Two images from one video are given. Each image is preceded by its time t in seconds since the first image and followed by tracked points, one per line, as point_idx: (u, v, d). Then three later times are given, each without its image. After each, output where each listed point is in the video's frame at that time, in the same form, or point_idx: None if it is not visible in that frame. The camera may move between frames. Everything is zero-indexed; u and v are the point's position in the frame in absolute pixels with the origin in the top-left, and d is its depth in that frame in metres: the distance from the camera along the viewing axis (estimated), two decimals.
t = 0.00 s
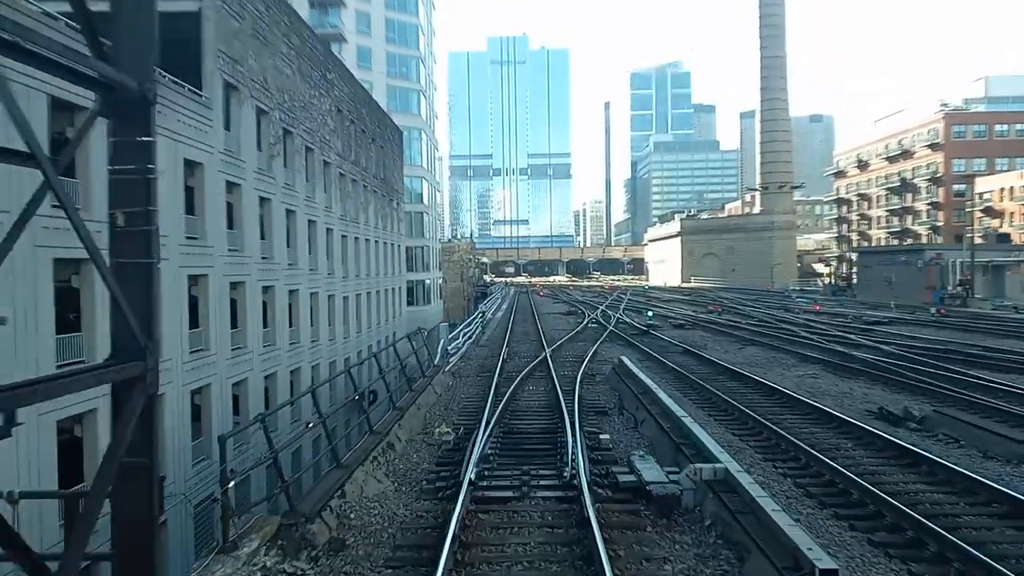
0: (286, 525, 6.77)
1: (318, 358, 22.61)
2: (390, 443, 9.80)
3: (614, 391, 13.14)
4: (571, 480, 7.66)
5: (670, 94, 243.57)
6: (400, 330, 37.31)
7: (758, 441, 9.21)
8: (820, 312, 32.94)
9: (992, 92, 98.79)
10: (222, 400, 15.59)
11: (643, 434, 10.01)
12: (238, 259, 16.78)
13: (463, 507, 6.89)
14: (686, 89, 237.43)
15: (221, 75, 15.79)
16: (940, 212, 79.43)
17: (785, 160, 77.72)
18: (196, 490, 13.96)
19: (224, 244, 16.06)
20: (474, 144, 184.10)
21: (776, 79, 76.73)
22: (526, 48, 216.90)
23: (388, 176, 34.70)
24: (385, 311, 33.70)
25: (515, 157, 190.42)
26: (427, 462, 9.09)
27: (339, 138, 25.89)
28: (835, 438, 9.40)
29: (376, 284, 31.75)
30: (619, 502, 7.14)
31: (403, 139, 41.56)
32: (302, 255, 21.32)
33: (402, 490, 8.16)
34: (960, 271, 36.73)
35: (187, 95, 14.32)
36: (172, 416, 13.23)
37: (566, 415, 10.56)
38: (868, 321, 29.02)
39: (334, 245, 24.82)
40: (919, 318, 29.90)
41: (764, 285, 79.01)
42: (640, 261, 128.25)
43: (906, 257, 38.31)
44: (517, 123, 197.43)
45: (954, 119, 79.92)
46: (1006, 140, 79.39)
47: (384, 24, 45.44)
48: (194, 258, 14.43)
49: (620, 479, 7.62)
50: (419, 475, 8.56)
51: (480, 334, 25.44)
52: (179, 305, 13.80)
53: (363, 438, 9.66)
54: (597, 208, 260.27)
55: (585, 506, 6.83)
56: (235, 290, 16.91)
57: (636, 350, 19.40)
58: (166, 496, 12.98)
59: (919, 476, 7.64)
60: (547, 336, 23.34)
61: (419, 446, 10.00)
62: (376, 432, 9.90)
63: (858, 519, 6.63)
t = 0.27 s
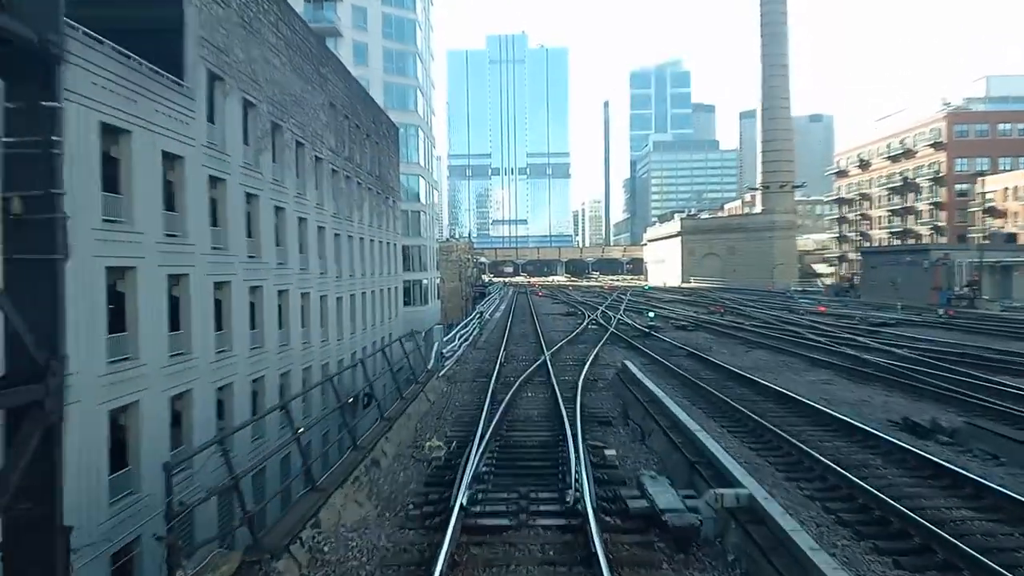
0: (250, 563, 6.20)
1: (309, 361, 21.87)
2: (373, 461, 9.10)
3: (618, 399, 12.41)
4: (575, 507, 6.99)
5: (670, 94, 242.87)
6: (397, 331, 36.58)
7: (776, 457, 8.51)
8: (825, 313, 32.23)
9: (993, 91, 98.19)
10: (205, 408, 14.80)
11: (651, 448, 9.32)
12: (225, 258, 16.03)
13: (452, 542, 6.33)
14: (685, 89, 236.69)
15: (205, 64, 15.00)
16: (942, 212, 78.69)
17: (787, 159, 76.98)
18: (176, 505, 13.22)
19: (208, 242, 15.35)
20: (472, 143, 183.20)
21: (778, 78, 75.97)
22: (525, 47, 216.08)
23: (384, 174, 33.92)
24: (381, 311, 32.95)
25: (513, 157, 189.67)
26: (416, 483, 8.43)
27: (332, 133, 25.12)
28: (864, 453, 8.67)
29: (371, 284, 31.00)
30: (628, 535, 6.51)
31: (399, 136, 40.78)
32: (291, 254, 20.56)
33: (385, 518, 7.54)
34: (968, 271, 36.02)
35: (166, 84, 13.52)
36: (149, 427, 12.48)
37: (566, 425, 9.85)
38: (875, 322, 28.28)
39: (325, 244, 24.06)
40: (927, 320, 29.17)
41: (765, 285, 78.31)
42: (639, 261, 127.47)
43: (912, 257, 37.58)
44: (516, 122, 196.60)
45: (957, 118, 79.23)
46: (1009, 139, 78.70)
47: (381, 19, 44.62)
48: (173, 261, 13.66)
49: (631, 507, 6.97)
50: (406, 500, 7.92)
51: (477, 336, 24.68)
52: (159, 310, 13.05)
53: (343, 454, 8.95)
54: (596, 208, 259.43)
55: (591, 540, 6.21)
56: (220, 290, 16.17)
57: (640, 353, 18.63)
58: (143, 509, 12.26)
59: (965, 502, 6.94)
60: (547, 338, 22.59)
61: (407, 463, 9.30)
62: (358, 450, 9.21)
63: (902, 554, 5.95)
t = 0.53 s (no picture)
0: None
1: (301, 364, 21.16)
2: (358, 480, 8.41)
3: (623, 408, 11.72)
4: (582, 538, 6.30)
5: (670, 94, 242.20)
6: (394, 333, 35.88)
7: (801, 476, 7.82)
8: (832, 315, 31.52)
9: (994, 90, 97.55)
10: (186, 415, 14.08)
11: (663, 465, 8.64)
12: (209, 257, 15.32)
13: None
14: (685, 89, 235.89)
15: (188, 53, 14.29)
16: (943, 212, 78.00)
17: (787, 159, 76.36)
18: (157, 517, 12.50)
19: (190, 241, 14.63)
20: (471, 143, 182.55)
21: (779, 77, 75.34)
22: (524, 47, 215.37)
23: (381, 173, 33.20)
24: (377, 312, 32.24)
25: (513, 157, 189.03)
26: (405, 506, 7.74)
27: (326, 130, 24.42)
28: (896, 470, 7.99)
29: (367, 284, 30.29)
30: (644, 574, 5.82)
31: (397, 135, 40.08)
32: (281, 253, 19.86)
33: (372, 547, 6.86)
34: (977, 272, 35.32)
35: (146, 74, 12.78)
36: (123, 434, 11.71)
37: (569, 437, 9.16)
38: (883, 324, 27.57)
39: (318, 243, 23.34)
40: (936, 321, 28.44)
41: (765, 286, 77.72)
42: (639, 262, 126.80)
43: (919, 257, 36.87)
44: (515, 122, 196.02)
45: (958, 117, 78.54)
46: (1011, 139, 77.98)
47: (378, 15, 43.95)
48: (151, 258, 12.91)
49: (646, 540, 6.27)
50: (393, 527, 7.23)
51: (475, 339, 23.96)
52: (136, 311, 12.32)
53: (325, 472, 8.25)
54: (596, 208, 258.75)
55: None
56: (204, 291, 15.46)
57: (643, 355, 17.92)
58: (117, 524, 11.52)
59: (1018, 530, 6.27)
60: (546, 340, 21.88)
61: (396, 481, 8.61)
62: (342, 467, 8.50)
63: None
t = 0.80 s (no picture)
0: None
1: (292, 368, 20.40)
2: (339, 503, 7.68)
3: (630, 418, 10.97)
4: None
5: (670, 93, 241.33)
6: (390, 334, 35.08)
7: (832, 503, 7.10)
8: (838, 316, 30.79)
9: (999, 88, 96.82)
10: (167, 422, 13.33)
11: (678, 488, 7.94)
12: (192, 256, 14.57)
13: None
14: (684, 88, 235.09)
15: (168, 41, 13.56)
16: (947, 211, 77.32)
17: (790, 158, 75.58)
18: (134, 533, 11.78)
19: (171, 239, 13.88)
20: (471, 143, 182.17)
21: (782, 74, 74.54)
22: (524, 46, 214.42)
23: (377, 171, 32.40)
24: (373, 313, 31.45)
25: (512, 156, 188.21)
26: (394, 537, 7.02)
27: (318, 124, 23.62)
28: (937, 493, 7.26)
29: (363, 284, 29.54)
30: None
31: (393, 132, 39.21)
32: (271, 253, 19.10)
33: None
34: (986, 271, 34.56)
35: (121, 61, 12.00)
36: (93, 444, 10.99)
37: (574, 454, 8.42)
38: (893, 325, 26.82)
39: (310, 241, 22.58)
40: (947, 322, 27.69)
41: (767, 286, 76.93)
42: (639, 261, 126.07)
43: (926, 256, 36.11)
44: (515, 121, 195.18)
45: (962, 116, 77.73)
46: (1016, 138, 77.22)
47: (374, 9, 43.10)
48: (128, 260, 12.19)
49: None
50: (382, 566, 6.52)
51: (473, 341, 23.20)
52: (109, 314, 11.62)
53: (303, 495, 7.51)
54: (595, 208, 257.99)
55: None
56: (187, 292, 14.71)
57: (648, 358, 17.16)
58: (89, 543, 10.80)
59: None
60: (547, 343, 21.14)
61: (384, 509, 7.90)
62: (324, 489, 7.74)
63: None
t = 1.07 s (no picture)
0: None
1: (282, 372, 19.70)
2: (319, 530, 7.00)
3: (637, 428, 10.28)
4: None
5: (669, 93, 240.52)
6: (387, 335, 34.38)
7: (870, 533, 6.45)
8: (844, 317, 30.07)
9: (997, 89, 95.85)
10: (145, 429, 12.62)
11: (695, 513, 7.26)
12: (173, 254, 13.85)
13: None
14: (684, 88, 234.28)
15: (148, 27, 12.86)
16: (949, 211, 76.64)
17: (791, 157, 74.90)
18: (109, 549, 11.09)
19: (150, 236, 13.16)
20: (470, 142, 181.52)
21: (784, 73, 73.82)
22: (523, 45, 213.58)
23: (373, 168, 31.66)
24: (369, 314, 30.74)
25: (512, 156, 187.50)
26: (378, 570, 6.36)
27: (311, 120, 22.88)
28: (984, 520, 6.62)
29: (358, 284, 28.85)
30: None
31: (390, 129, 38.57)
32: (260, 253, 18.40)
33: None
34: (994, 271, 33.84)
35: (96, 48, 11.24)
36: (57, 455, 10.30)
37: (578, 473, 7.74)
38: (901, 327, 26.11)
39: (302, 240, 21.86)
40: (957, 324, 26.98)
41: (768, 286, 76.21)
42: (639, 262, 125.38)
43: (933, 256, 35.39)
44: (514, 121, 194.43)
45: (965, 114, 76.98)
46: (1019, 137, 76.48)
47: (371, 5, 42.31)
48: (101, 259, 11.45)
49: None
50: None
51: (471, 343, 22.50)
52: (79, 316, 10.91)
53: (277, 522, 6.84)
54: (595, 208, 257.27)
55: None
56: (166, 292, 13.98)
57: (653, 362, 16.45)
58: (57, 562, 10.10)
59: None
60: (547, 345, 20.45)
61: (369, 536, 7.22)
62: (301, 515, 7.06)
63: None
